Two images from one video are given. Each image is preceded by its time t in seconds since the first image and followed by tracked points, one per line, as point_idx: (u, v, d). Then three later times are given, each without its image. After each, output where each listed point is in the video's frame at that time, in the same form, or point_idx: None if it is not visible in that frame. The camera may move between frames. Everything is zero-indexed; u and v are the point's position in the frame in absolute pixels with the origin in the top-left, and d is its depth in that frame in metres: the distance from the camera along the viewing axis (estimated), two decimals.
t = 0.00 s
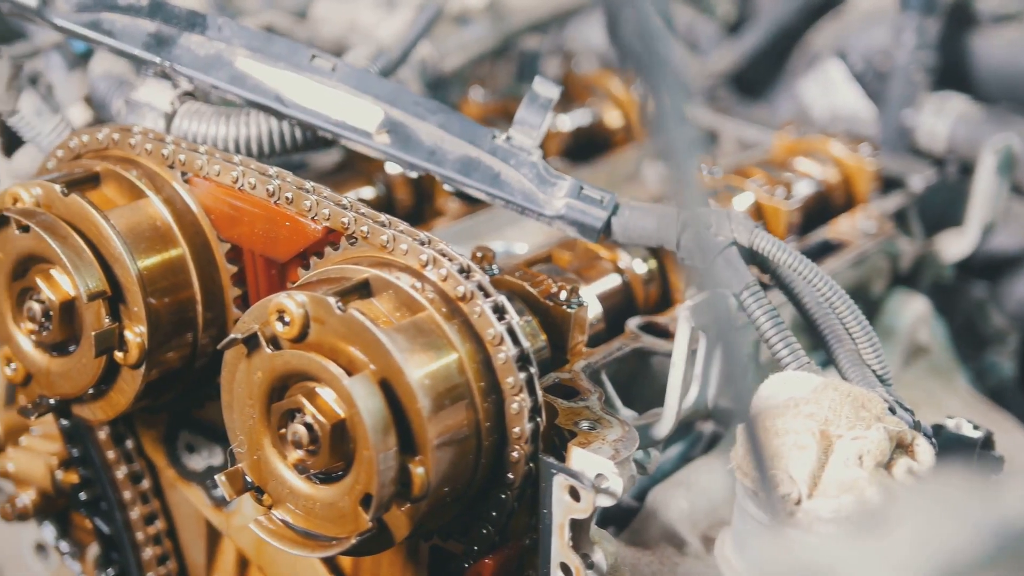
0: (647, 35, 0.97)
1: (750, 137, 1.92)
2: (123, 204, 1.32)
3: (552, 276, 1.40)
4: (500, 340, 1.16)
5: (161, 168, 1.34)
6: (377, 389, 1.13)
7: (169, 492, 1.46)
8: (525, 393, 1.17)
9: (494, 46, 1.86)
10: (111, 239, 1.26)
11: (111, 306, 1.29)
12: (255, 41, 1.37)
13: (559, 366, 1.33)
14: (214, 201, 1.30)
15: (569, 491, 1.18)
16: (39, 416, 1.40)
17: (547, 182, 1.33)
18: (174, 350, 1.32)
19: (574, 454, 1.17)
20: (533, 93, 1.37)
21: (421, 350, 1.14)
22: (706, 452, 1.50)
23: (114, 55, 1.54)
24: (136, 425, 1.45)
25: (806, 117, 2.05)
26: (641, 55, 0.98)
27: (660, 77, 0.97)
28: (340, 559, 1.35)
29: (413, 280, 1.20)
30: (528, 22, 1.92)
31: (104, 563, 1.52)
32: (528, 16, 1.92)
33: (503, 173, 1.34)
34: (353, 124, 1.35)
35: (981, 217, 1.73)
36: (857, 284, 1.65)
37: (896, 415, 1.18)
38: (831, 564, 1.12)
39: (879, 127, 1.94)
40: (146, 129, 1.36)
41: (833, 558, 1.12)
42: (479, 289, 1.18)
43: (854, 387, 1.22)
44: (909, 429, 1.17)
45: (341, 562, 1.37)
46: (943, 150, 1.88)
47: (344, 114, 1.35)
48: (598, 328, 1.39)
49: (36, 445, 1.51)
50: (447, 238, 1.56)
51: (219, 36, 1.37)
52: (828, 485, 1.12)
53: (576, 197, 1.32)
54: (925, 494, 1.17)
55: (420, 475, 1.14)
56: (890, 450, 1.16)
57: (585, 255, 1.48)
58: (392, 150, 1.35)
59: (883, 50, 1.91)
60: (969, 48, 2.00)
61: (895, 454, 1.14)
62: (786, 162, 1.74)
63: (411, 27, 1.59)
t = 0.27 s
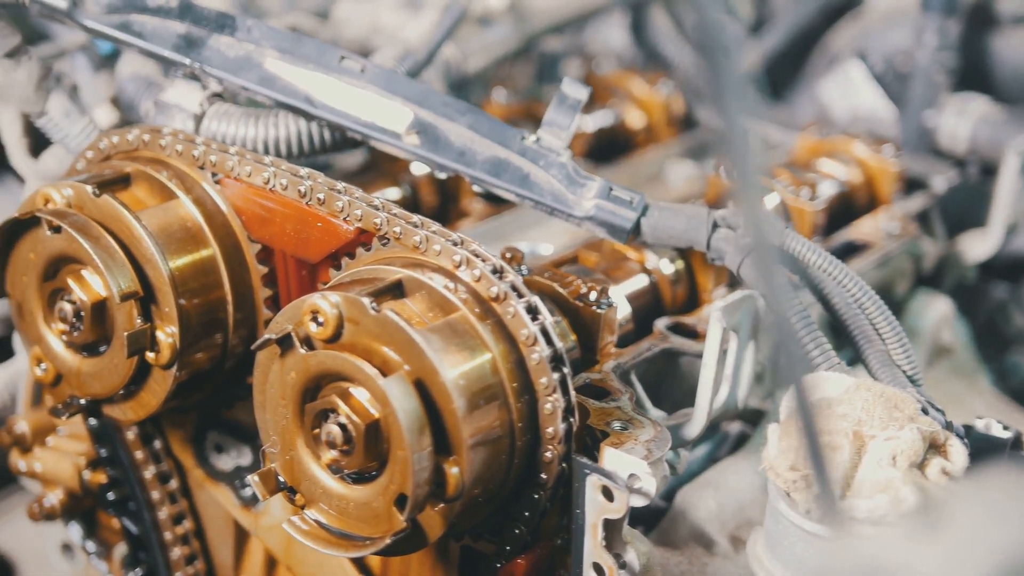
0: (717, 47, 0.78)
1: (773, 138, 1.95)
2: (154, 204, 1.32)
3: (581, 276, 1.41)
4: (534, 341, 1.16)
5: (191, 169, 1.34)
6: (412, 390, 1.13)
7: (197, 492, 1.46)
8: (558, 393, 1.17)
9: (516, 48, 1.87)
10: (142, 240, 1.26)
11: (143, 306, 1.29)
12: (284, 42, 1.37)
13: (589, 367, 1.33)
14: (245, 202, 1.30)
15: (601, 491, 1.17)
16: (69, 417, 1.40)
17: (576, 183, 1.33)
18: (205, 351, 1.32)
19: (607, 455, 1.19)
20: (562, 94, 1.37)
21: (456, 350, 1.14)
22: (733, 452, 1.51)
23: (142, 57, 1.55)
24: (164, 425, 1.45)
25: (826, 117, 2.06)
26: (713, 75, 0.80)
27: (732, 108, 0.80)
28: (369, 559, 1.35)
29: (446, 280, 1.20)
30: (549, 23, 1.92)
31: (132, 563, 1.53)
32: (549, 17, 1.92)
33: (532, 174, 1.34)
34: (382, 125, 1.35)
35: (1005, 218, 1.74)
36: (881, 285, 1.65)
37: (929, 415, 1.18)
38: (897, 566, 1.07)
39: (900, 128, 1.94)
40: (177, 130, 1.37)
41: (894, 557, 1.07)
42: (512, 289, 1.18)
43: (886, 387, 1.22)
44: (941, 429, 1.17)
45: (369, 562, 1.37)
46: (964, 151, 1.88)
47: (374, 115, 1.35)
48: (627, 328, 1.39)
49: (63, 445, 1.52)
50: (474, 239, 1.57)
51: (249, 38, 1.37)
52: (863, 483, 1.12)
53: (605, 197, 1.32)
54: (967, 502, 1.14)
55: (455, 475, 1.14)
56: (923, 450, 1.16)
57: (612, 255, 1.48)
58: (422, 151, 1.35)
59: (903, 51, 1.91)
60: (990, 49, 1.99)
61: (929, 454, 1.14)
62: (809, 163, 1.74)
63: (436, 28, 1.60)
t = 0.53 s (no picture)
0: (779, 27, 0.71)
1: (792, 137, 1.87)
2: (187, 203, 1.32)
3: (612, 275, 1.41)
4: (570, 339, 1.16)
5: (224, 167, 1.34)
6: (449, 387, 1.14)
7: (226, 491, 1.46)
8: (594, 391, 1.17)
9: (540, 46, 1.87)
10: (177, 238, 1.26)
11: (177, 305, 1.29)
12: (316, 41, 1.38)
13: (621, 365, 1.33)
14: (278, 200, 1.31)
15: (636, 490, 1.17)
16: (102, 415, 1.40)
17: (608, 181, 1.33)
18: (238, 349, 1.32)
19: (641, 453, 1.19)
20: (593, 93, 1.37)
21: (493, 348, 1.15)
22: (761, 451, 1.51)
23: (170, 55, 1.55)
24: (194, 423, 1.45)
25: (847, 116, 2.06)
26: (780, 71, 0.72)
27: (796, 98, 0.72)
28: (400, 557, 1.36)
29: (482, 278, 1.20)
30: (572, 21, 1.92)
31: (161, 561, 1.53)
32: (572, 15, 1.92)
33: (564, 172, 1.34)
34: (414, 123, 1.35)
35: None
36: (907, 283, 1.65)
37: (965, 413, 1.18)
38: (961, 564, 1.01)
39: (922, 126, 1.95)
40: (208, 128, 1.37)
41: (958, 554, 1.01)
42: (548, 288, 1.18)
43: (921, 386, 1.22)
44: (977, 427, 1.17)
45: (399, 560, 1.37)
46: (987, 149, 1.89)
47: (405, 114, 1.36)
48: (658, 327, 1.40)
49: (91, 443, 1.52)
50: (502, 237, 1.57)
51: (280, 36, 1.38)
52: (898, 480, 1.12)
53: (637, 196, 1.32)
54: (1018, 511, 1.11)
55: (492, 473, 1.14)
56: (960, 449, 1.16)
57: (640, 254, 1.49)
58: (454, 149, 1.35)
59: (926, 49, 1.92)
60: (1010, 47, 2.00)
61: (966, 453, 1.13)
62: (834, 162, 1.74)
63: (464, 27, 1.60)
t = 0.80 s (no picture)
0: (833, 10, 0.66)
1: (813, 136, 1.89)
2: (213, 202, 1.32)
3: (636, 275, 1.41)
4: (599, 339, 1.16)
5: (249, 167, 1.34)
6: (478, 387, 1.14)
7: (249, 490, 1.47)
8: (622, 391, 1.17)
9: (559, 46, 1.87)
10: (203, 238, 1.26)
11: (203, 305, 1.29)
12: (341, 41, 1.38)
13: (645, 365, 1.34)
14: (304, 200, 1.31)
15: (664, 489, 1.18)
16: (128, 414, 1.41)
17: (633, 181, 1.33)
18: (264, 349, 1.32)
19: (669, 453, 1.19)
20: (617, 93, 1.37)
21: (522, 348, 1.15)
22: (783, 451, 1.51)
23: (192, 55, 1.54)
24: (217, 423, 1.46)
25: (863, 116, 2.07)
26: (821, 53, 0.68)
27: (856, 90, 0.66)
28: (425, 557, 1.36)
29: (510, 278, 1.20)
30: (590, 21, 1.92)
31: (184, 561, 1.53)
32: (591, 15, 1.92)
33: (589, 173, 1.34)
34: (439, 123, 1.35)
35: None
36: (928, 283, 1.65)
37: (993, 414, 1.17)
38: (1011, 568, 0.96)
39: (940, 126, 1.95)
40: (234, 128, 1.37)
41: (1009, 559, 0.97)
42: (576, 287, 1.18)
43: (948, 386, 1.22)
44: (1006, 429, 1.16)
45: (423, 560, 1.37)
46: (1005, 149, 1.89)
47: (430, 114, 1.36)
48: (682, 326, 1.40)
49: (114, 443, 1.52)
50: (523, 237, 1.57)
51: (305, 36, 1.38)
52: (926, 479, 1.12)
53: (662, 196, 1.32)
54: None
55: (521, 473, 1.14)
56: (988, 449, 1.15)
57: (663, 253, 1.49)
58: (479, 149, 1.35)
59: (941, 48, 1.96)
60: None
61: (994, 454, 1.13)
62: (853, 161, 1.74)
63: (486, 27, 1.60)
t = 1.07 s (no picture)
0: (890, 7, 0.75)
1: (833, 136, 1.93)
2: (243, 202, 1.32)
3: (664, 275, 1.41)
4: (632, 339, 1.16)
5: (279, 167, 1.35)
6: (513, 387, 1.14)
7: (277, 490, 1.47)
8: (655, 391, 1.17)
9: (580, 46, 1.88)
10: (235, 238, 1.26)
11: (235, 305, 1.29)
12: (370, 42, 1.38)
13: (674, 365, 1.34)
14: (335, 201, 1.31)
15: (697, 489, 1.18)
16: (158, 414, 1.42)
17: (661, 181, 1.33)
18: (294, 349, 1.32)
19: (701, 452, 1.19)
20: (646, 93, 1.37)
21: (557, 348, 1.15)
22: (810, 450, 1.52)
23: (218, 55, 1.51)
24: (245, 423, 1.46)
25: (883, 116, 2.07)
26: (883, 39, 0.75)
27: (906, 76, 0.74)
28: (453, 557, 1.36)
29: (543, 279, 1.20)
30: (611, 21, 1.93)
31: (212, 561, 1.54)
32: (612, 16, 1.93)
33: (617, 173, 1.35)
34: (468, 123, 1.36)
35: None
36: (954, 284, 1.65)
37: None
38: None
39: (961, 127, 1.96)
40: (263, 128, 1.37)
41: None
42: (609, 287, 1.18)
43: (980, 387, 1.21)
44: None
45: (452, 559, 1.38)
46: None
47: (459, 114, 1.36)
48: (710, 326, 1.40)
49: (141, 443, 1.53)
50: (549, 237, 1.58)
51: (334, 37, 1.38)
52: (960, 480, 1.11)
53: (691, 195, 1.33)
54: None
55: (555, 473, 1.14)
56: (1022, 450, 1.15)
57: (689, 253, 1.49)
58: (508, 149, 1.35)
59: (964, 49, 1.95)
60: None
61: None
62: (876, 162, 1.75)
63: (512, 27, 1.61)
